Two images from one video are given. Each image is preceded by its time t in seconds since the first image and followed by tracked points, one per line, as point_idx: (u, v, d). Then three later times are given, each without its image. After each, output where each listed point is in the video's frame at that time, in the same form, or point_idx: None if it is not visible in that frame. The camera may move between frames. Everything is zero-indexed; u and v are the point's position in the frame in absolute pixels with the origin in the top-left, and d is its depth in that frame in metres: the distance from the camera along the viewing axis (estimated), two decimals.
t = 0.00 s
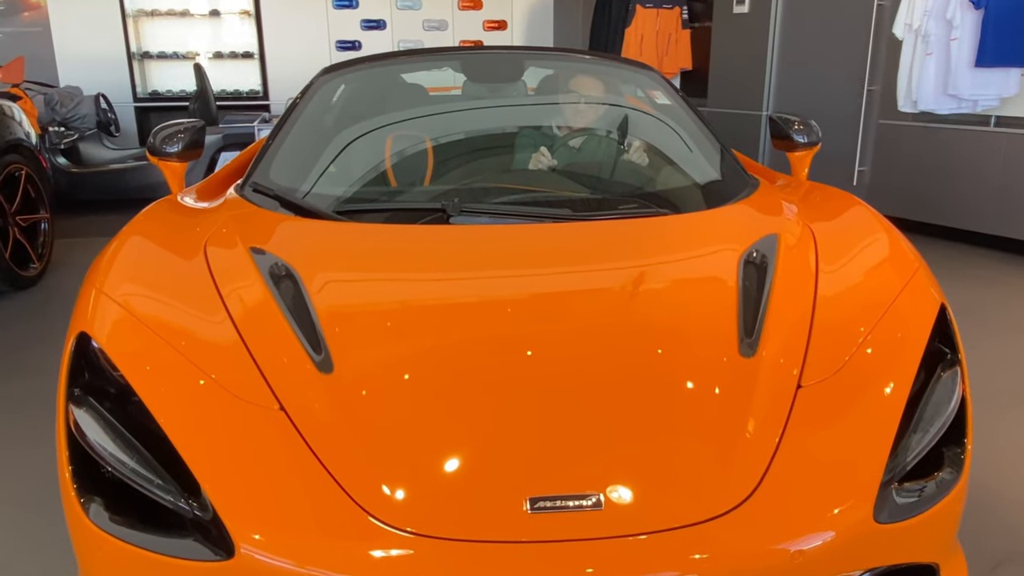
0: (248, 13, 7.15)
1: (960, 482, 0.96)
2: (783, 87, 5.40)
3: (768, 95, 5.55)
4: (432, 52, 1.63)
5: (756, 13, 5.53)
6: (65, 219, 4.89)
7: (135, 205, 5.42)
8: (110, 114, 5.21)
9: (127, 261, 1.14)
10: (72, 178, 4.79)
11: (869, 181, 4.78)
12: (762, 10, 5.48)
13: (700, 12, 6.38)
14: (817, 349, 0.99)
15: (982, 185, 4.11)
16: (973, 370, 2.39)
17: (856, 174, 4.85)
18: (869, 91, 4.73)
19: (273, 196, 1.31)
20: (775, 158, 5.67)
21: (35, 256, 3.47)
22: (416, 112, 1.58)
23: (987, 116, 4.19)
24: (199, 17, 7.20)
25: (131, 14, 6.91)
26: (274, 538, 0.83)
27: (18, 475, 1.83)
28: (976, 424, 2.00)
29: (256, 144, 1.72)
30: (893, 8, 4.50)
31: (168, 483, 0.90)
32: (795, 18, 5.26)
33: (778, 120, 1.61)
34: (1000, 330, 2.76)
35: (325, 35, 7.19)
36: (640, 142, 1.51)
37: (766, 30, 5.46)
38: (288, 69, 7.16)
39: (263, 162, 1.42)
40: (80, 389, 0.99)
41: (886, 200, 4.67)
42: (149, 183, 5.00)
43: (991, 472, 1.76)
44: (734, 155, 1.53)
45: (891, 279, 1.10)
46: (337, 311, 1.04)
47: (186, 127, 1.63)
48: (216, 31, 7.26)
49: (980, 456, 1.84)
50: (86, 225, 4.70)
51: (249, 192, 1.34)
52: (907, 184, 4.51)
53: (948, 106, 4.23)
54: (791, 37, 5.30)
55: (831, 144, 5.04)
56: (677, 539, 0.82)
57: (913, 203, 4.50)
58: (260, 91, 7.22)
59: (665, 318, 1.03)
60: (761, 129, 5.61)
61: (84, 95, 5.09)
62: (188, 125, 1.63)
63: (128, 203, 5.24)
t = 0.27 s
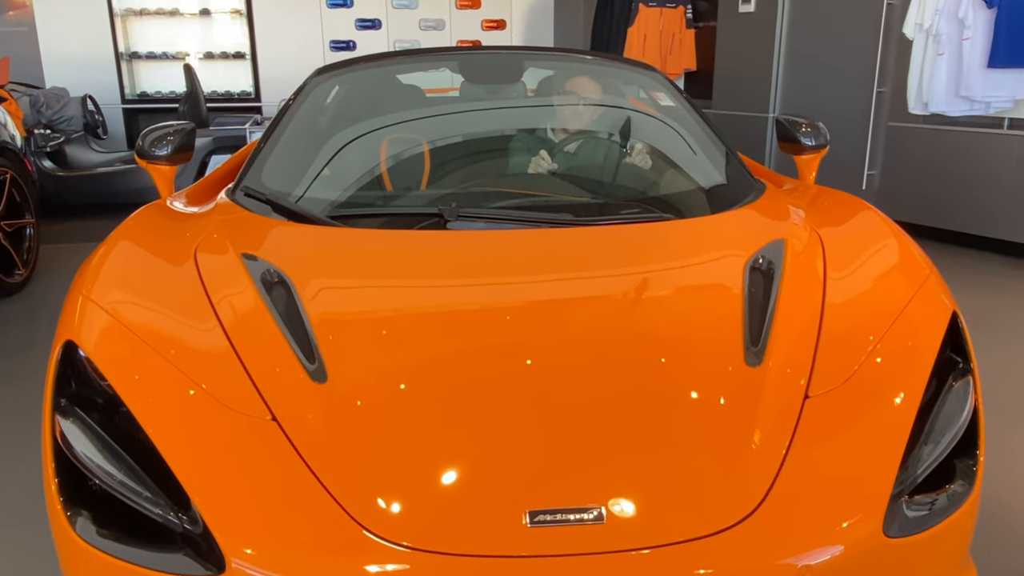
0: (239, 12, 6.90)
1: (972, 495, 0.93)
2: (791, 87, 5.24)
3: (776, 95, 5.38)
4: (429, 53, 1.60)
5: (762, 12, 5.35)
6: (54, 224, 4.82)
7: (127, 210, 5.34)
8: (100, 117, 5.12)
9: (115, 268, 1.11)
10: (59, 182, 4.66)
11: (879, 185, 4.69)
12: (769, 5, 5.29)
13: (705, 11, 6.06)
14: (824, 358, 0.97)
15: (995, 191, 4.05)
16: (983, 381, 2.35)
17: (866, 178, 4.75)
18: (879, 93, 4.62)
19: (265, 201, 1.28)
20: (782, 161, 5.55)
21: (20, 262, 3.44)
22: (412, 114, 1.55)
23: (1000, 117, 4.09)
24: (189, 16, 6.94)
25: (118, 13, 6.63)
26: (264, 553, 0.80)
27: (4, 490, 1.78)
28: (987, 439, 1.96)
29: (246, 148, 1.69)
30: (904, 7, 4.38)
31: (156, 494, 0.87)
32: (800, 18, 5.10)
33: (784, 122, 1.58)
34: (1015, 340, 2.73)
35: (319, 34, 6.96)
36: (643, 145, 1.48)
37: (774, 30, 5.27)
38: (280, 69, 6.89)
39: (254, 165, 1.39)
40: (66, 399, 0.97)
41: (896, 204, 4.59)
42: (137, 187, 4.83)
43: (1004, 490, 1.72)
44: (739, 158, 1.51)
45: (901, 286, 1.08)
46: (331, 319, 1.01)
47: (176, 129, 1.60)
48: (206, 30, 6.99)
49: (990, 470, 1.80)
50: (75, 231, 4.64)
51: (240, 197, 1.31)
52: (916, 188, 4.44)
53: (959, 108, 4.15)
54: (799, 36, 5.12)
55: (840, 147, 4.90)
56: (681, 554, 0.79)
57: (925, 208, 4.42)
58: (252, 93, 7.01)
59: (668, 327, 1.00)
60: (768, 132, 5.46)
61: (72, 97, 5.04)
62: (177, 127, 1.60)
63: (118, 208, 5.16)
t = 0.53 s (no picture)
0: (231, 11, 6.72)
1: (985, 508, 0.90)
2: (798, 90, 4.98)
3: (783, 95, 5.11)
4: (426, 53, 1.57)
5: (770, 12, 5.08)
6: (41, 229, 4.74)
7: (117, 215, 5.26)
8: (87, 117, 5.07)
9: (103, 274, 1.08)
10: (43, 187, 4.66)
11: (889, 190, 4.47)
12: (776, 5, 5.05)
13: (710, 11, 5.86)
14: (832, 367, 0.94)
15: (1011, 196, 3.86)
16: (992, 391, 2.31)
17: (875, 182, 4.52)
18: (888, 95, 4.40)
19: (257, 206, 1.25)
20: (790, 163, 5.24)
21: (6, 268, 3.40)
22: (409, 115, 1.52)
23: (1012, 121, 3.93)
24: (179, 15, 6.77)
25: (106, 13, 6.45)
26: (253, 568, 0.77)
27: None
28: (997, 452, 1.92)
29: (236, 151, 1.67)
30: (914, 6, 4.18)
31: (145, 507, 0.85)
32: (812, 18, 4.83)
33: (791, 124, 1.56)
34: None
35: (313, 34, 6.66)
36: (646, 148, 1.46)
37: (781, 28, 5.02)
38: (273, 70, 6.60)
39: (247, 169, 1.36)
40: (53, 409, 0.94)
41: (907, 209, 4.38)
42: (125, 192, 4.80)
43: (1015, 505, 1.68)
44: (745, 161, 1.48)
45: (911, 293, 1.05)
46: (326, 327, 0.98)
47: (166, 132, 1.58)
48: (197, 30, 6.83)
49: (1002, 486, 1.76)
50: (60, 237, 4.55)
51: (231, 201, 1.29)
52: (931, 192, 4.23)
53: (971, 110, 3.96)
54: (804, 35, 4.90)
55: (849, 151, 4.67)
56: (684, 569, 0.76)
57: (939, 214, 4.21)
58: (244, 95, 6.71)
59: (671, 334, 0.97)
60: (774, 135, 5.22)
61: (57, 99, 4.91)
62: (167, 130, 1.59)
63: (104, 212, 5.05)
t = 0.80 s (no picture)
0: (222, 11, 6.58)
1: (997, 522, 0.88)
2: (806, 89, 4.74)
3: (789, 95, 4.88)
4: (422, 53, 1.54)
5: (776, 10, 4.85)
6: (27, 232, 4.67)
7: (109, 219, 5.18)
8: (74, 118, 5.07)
9: (91, 281, 1.06)
10: (30, 191, 4.60)
11: (898, 194, 4.26)
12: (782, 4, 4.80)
13: (714, 9, 5.65)
14: (840, 376, 0.92)
15: None
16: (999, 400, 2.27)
17: (884, 186, 4.31)
18: (897, 96, 4.20)
19: (249, 210, 1.23)
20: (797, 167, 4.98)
21: None
22: (406, 117, 1.50)
23: None
24: (169, 15, 6.66)
25: (94, 12, 6.35)
26: None
27: None
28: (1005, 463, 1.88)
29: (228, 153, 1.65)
30: (924, 4, 3.98)
31: (134, 519, 0.82)
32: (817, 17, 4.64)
33: (798, 127, 1.53)
34: None
35: (306, 34, 6.57)
36: (649, 150, 1.44)
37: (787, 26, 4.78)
38: (269, 69, 6.53)
39: (239, 172, 1.34)
40: (40, 419, 0.92)
41: (918, 215, 4.16)
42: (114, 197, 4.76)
43: None
44: (751, 164, 1.45)
45: (921, 300, 1.03)
46: (320, 336, 0.96)
47: (155, 135, 1.55)
48: (188, 30, 6.72)
49: (1012, 499, 1.72)
50: (46, 242, 4.46)
51: (223, 205, 1.26)
52: (949, 200, 3.98)
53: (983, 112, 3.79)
54: (813, 32, 4.67)
55: (860, 154, 4.44)
56: None
57: (953, 221, 3.98)
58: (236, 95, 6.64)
59: (674, 343, 0.95)
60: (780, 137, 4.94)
61: (44, 99, 4.87)
62: (156, 132, 1.56)
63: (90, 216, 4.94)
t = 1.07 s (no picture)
0: (213, 10, 6.52)
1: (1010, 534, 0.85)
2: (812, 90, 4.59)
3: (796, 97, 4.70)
4: (419, 53, 1.52)
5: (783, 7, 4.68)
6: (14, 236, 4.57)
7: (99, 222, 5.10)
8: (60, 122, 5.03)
9: (79, 288, 1.03)
10: (16, 194, 4.49)
11: (908, 198, 4.14)
12: None
13: (718, 8, 5.59)
14: (848, 385, 0.89)
15: None
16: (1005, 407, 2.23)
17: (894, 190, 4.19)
18: (907, 97, 4.08)
19: (241, 214, 1.20)
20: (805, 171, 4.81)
21: None
22: (402, 120, 1.47)
23: None
24: (159, 15, 6.56)
25: (82, 11, 6.30)
26: None
27: None
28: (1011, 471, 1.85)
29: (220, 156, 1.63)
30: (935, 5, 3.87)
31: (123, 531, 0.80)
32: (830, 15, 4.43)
33: (805, 128, 1.52)
34: None
35: (300, 33, 6.47)
36: (651, 153, 1.42)
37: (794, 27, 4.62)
38: (262, 70, 6.44)
39: (230, 176, 1.31)
40: (26, 429, 0.89)
41: (926, 220, 4.04)
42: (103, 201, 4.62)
43: None
44: (756, 167, 1.43)
45: (931, 307, 1.00)
46: (314, 344, 0.93)
47: (144, 137, 1.53)
48: (177, 29, 6.63)
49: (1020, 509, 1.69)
50: (33, 246, 4.37)
51: (214, 209, 1.24)
52: (962, 205, 3.86)
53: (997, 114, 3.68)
54: (818, 32, 4.53)
55: (868, 158, 4.32)
56: None
57: (965, 226, 3.87)
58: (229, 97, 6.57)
59: (678, 350, 0.92)
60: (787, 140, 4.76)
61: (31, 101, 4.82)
62: (146, 134, 1.54)
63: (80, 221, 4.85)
